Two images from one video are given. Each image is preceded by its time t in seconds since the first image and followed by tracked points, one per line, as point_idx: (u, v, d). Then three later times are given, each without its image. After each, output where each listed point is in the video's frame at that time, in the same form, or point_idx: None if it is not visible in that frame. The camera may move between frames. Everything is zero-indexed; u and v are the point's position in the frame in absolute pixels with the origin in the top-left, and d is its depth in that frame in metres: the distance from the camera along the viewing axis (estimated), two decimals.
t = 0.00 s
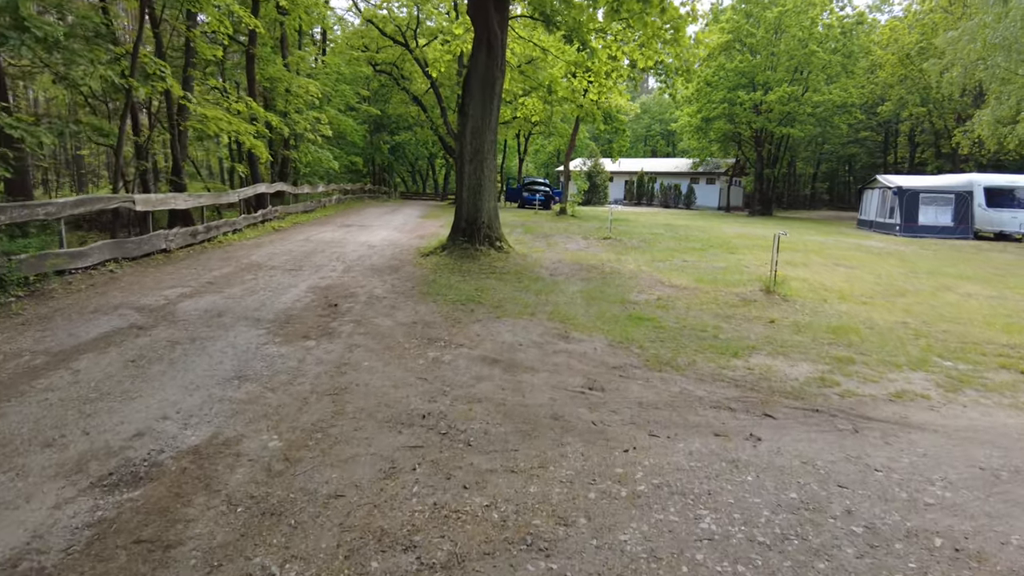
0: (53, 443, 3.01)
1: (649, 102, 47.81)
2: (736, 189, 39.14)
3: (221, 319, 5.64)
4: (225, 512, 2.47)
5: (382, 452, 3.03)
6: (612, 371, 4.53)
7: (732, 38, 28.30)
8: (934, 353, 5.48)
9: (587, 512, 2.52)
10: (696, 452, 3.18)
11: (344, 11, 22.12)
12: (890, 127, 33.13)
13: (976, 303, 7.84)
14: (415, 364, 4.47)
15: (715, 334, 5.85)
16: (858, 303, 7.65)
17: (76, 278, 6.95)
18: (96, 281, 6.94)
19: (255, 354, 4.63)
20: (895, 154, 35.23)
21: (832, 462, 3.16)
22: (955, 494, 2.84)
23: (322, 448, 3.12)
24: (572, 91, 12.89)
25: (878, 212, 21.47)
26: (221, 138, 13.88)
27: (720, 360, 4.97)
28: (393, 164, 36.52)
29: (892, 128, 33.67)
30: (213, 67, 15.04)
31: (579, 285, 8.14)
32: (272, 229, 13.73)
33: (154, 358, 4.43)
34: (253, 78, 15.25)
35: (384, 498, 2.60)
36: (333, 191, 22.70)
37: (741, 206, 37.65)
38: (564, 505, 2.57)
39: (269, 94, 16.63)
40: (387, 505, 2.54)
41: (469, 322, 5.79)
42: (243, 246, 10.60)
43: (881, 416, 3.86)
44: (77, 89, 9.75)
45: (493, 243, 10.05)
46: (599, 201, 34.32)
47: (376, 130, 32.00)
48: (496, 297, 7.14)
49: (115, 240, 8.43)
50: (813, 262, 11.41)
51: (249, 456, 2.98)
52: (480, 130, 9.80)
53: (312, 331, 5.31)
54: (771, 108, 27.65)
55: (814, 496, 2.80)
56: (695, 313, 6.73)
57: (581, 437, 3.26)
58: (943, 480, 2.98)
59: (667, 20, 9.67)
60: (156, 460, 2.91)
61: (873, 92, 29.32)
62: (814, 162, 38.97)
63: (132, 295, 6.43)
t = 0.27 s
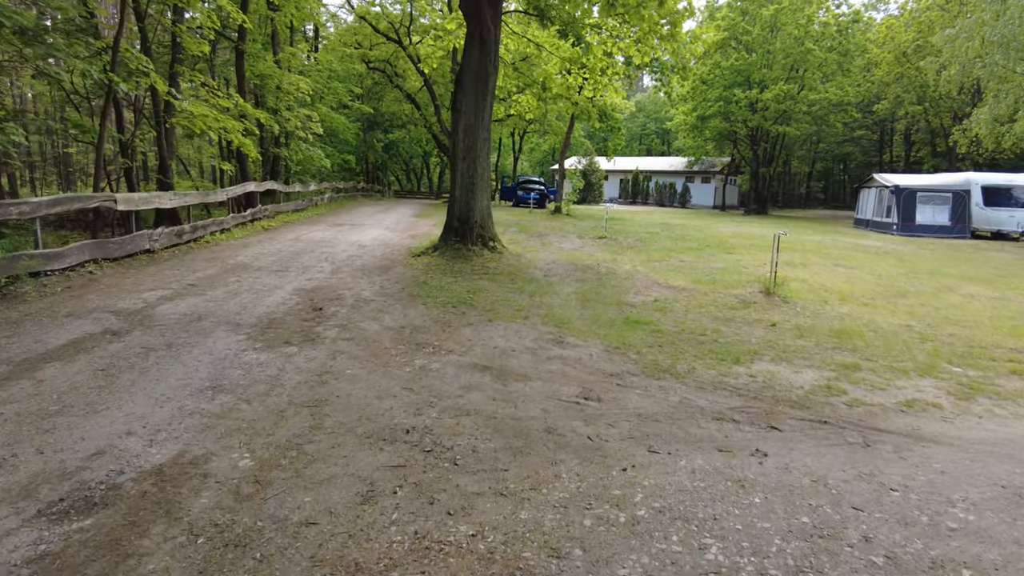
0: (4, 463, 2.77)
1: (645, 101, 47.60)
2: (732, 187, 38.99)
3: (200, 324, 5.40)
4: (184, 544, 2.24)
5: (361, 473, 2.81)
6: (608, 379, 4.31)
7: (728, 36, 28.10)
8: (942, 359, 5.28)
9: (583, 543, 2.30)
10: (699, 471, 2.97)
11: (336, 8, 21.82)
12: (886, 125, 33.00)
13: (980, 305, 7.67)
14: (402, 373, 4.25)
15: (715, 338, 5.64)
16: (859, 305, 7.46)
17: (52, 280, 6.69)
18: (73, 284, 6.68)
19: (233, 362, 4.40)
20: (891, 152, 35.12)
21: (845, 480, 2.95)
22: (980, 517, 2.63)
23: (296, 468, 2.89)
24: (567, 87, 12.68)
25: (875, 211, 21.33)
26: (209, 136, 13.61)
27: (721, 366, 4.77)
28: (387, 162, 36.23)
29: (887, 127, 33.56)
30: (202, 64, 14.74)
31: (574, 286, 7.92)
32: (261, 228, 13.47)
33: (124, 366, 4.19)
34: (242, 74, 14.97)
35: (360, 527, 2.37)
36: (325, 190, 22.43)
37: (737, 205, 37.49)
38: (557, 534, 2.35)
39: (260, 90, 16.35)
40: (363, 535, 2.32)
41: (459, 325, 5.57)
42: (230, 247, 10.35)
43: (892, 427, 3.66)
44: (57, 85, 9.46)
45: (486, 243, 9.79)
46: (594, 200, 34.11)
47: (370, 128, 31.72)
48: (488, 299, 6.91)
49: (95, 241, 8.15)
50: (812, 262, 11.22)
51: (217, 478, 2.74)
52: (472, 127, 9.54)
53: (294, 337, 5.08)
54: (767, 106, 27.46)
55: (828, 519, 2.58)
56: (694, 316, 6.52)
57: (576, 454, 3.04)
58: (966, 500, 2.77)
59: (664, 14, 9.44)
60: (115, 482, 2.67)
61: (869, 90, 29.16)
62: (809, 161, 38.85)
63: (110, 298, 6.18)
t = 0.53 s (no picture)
0: None
1: (642, 100, 47.42)
2: (729, 187, 38.82)
3: (177, 332, 5.15)
4: None
5: (331, 504, 2.57)
6: (604, 391, 4.08)
7: (726, 35, 27.89)
8: (951, 367, 5.06)
9: None
10: (700, 498, 2.74)
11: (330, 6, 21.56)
12: (884, 125, 32.83)
13: (986, 310, 7.46)
14: (384, 386, 4.01)
15: (715, 346, 5.40)
16: (863, 309, 7.24)
17: (25, 286, 6.44)
18: (47, 289, 6.42)
19: (206, 374, 4.16)
20: (889, 152, 34.97)
21: (857, 507, 2.72)
22: (1007, 552, 2.40)
23: (261, 496, 2.65)
24: (562, 85, 12.43)
25: (874, 211, 21.17)
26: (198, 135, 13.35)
27: (721, 376, 4.55)
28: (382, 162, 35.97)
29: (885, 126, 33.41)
30: (191, 63, 14.47)
31: (569, 290, 7.68)
32: (251, 230, 13.21)
33: (88, 379, 3.94)
34: (232, 73, 14.69)
35: (325, 568, 2.14)
36: (319, 190, 22.16)
37: (734, 205, 37.32)
38: None
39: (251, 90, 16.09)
40: None
41: (447, 333, 5.33)
42: (217, 249, 10.10)
43: (905, 444, 3.43)
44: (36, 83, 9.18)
45: (478, 245, 9.54)
46: (591, 200, 33.89)
47: (365, 127, 31.45)
48: (479, 304, 6.67)
49: (74, 244, 7.89)
50: (812, 263, 11.01)
51: (171, 509, 2.50)
52: (465, 127, 9.30)
53: (273, 346, 4.83)
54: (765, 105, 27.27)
55: (844, 555, 2.35)
56: (692, 321, 6.29)
57: (566, 479, 2.81)
58: (994, 532, 2.54)
59: (661, 10, 9.19)
60: (58, 514, 2.42)
61: (867, 89, 28.97)
62: (807, 160, 38.68)
63: (84, 304, 5.93)
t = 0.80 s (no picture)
0: None
1: (640, 99, 47.17)
2: (728, 186, 38.60)
3: (154, 339, 4.89)
4: None
5: (302, 538, 2.32)
6: (603, 403, 3.84)
7: (726, 32, 27.64)
8: (968, 375, 4.83)
9: None
10: (709, 527, 2.50)
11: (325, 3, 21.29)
12: (884, 123, 32.62)
13: (997, 312, 7.24)
14: (369, 398, 3.76)
15: (720, 353, 5.16)
16: (871, 312, 7.01)
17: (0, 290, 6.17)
18: (23, 293, 6.16)
19: (180, 386, 3.90)
20: (889, 150, 34.76)
21: (882, 537, 2.48)
22: None
23: (226, 526, 2.40)
24: (560, 82, 12.17)
25: (875, 210, 20.94)
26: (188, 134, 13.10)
27: (728, 385, 4.31)
28: (379, 162, 35.69)
29: (885, 125, 33.20)
30: (182, 60, 14.20)
31: (567, 292, 7.43)
32: (242, 230, 12.95)
33: (52, 392, 3.67)
34: (224, 70, 14.41)
35: None
36: (314, 189, 21.90)
37: (733, 204, 37.12)
38: None
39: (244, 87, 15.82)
40: None
41: (439, 338, 5.08)
42: (206, 250, 9.85)
43: (926, 462, 3.20)
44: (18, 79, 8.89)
45: (474, 245, 9.29)
46: (590, 199, 33.66)
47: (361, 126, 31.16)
48: (473, 307, 6.43)
49: (54, 245, 7.61)
50: (815, 264, 10.77)
51: (123, 544, 2.25)
52: (460, 124, 9.05)
53: (254, 354, 4.57)
54: (765, 103, 27.03)
55: None
56: (695, 325, 6.04)
57: (562, 506, 2.57)
58: None
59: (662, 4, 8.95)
60: None
61: (868, 87, 28.76)
62: (806, 159, 38.46)
63: (60, 309, 5.67)
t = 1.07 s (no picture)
0: None
1: (638, 97, 46.94)
2: (726, 185, 38.42)
3: (127, 345, 4.63)
4: None
5: None
6: (601, 415, 3.59)
7: (725, 30, 27.41)
8: (985, 384, 4.60)
9: None
10: (719, 560, 2.26)
11: None
12: (883, 121, 32.44)
13: (1008, 315, 7.02)
14: (351, 410, 3.51)
15: (724, 359, 4.91)
16: (878, 314, 6.78)
17: None
18: None
19: (149, 396, 3.64)
20: (888, 149, 34.60)
21: (910, 572, 2.24)
22: None
23: (181, 562, 2.14)
24: (557, 77, 11.89)
25: (876, 209, 20.74)
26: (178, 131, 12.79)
27: (734, 395, 4.07)
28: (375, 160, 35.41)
29: (884, 124, 33.03)
30: (172, 56, 13.90)
31: (563, 293, 7.19)
32: (233, 229, 12.68)
33: (10, 403, 3.41)
34: (215, 66, 14.11)
35: None
36: (309, 188, 21.63)
37: (731, 203, 36.92)
38: None
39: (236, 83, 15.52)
40: None
41: (429, 343, 4.82)
42: (194, 250, 9.58)
43: (950, 482, 2.96)
44: None
45: (468, 245, 9.03)
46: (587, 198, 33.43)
47: (357, 124, 30.86)
48: (466, 310, 6.18)
49: (31, 246, 7.33)
50: (818, 264, 10.55)
51: None
52: (454, 121, 8.77)
53: (232, 361, 4.31)
54: (764, 101, 26.81)
55: None
56: (697, 329, 5.80)
57: (557, 537, 2.33)
58: None
59: None
60: None
61: (867, 85, 28.56)
62: (805, 157, 38.26)
63: (32, 312, 5.40)
